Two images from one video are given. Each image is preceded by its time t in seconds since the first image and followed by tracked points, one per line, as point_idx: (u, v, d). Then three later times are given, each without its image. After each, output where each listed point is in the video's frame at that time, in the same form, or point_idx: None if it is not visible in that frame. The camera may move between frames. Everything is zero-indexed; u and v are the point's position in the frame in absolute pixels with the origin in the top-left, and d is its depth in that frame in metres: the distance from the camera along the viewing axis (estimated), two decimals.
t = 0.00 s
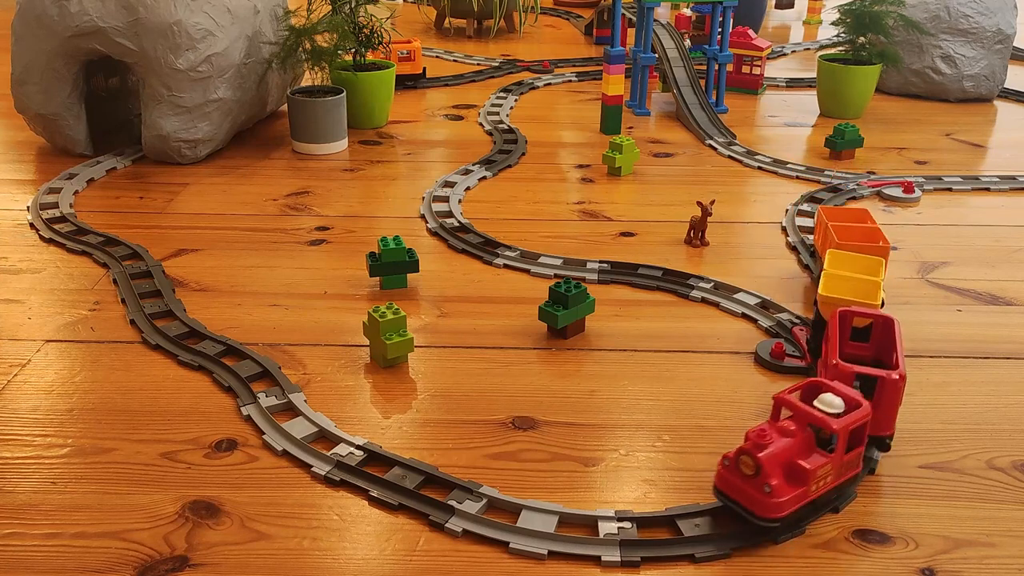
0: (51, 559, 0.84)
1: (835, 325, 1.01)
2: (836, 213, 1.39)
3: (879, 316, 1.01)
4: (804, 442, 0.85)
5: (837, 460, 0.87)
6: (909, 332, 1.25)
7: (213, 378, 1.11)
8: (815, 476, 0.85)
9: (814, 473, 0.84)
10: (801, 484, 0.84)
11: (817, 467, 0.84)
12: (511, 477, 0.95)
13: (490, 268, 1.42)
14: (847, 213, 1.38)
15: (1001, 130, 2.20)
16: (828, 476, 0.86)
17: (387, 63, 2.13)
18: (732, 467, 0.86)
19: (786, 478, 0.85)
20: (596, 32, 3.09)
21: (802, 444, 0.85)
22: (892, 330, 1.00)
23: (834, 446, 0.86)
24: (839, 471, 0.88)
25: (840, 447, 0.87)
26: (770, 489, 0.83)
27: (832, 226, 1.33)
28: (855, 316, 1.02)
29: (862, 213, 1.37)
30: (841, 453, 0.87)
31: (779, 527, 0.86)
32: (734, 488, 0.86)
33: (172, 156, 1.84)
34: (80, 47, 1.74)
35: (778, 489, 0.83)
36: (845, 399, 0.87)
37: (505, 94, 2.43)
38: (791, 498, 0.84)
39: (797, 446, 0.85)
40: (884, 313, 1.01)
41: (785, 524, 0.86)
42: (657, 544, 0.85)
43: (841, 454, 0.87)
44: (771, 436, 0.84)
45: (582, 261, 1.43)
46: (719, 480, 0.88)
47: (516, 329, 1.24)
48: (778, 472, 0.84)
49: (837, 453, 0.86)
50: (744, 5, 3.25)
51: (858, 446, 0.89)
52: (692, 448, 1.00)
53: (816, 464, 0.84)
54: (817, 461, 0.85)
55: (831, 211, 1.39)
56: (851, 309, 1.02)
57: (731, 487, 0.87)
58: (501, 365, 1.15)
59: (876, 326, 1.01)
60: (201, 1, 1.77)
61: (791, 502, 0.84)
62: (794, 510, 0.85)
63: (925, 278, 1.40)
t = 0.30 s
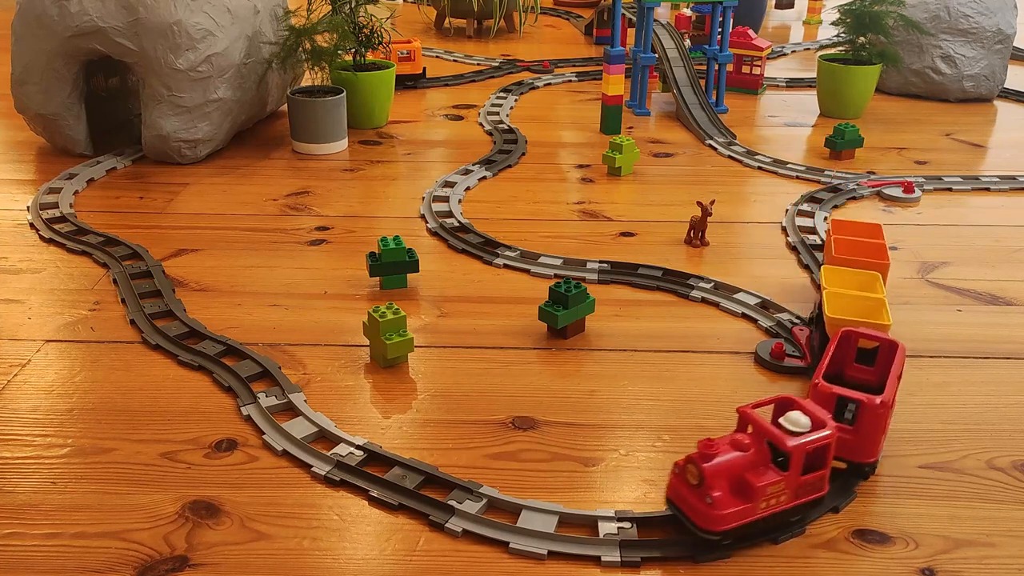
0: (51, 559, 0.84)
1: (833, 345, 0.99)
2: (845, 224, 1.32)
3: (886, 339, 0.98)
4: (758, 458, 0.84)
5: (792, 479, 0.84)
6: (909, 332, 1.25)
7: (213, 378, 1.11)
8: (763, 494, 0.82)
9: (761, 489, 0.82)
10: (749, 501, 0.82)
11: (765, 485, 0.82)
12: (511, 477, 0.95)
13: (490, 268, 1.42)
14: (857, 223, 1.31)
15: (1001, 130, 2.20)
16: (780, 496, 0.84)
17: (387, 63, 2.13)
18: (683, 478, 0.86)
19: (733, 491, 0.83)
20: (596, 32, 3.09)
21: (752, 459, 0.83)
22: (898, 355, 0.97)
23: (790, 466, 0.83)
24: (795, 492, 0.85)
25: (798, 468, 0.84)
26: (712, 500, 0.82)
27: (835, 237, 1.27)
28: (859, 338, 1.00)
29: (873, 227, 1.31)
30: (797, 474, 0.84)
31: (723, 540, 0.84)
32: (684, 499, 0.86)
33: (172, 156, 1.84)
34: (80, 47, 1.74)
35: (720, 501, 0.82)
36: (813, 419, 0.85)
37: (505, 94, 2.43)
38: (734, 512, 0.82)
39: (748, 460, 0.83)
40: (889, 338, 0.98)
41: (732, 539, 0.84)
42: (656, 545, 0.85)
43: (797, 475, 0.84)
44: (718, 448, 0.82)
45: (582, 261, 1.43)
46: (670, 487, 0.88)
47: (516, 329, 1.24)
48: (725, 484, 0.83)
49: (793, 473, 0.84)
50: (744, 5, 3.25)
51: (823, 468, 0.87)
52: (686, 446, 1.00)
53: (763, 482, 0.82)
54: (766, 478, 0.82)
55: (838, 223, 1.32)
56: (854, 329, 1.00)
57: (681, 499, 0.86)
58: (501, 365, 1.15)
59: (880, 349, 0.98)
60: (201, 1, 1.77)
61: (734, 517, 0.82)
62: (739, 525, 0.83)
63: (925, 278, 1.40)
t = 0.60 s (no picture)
0: (51, 559, 0.84)
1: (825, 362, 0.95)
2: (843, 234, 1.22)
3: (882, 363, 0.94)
4: (702, 468, 0.82)
5: (736, 494, 0.81)
6: (909, 332, 1.25)
7: (213, 378, 1.11)
8: (701, 505, 0.81)
9: (697, 500, 0.80)
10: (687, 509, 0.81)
11: (703, 495, 0.80)
12: (511, 478, 0.95)
13: (490, 268, 1.42)
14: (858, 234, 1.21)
15: (1001, 130, 2.20)
16: (722, 509, 0.82)
17: (387, 63, 2.13)
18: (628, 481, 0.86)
19: (673, 498, 0.82)
20: (596, 32, 3.09)
21: (696, 469, 0.81)
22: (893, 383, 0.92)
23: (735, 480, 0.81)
24: (740, 508, 0.82)
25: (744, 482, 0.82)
26: (645, 506, 0.81)
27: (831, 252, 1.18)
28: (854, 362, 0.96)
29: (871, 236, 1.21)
30: (741, 488, 0.81)
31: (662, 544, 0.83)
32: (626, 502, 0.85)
33: (171, 156, 1.84)
34: (80, 47, 1.74)
35: (654, 506, 0.81)
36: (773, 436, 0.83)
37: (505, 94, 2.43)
38: (667, 520, 0.81)
39: (689, 469, 0.82)
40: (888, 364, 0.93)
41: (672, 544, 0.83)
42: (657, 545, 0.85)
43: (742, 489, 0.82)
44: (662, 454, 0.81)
45: (582, 261, 1.43)
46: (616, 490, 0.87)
47: (516, 329, 1.24)
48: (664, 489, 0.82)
49: (737, 488, 0.81)
50: (744, 5, 3.25)
51: (777, 485, 0.83)
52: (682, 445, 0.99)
53: (701, 492, 0.80)
54: (706, 489, 0.80)
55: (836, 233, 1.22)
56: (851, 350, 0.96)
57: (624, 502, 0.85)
58: (501, 365, 1.15)
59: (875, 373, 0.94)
60: (201, 0, 1.77)
61: (669, 524, 0.81)
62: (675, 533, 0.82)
63: (925, 278, 1.40)
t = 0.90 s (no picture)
0: (51, 559, 0.84)
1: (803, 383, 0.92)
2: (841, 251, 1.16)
3: (863, 390, 0.89)
4: (634, 472, 0.82)
5: (664, 502, 0.81)
6: (909, 332, 1.25)
7: (213, 378, 1.11)
8: (626, 508, 0.81)
9: (620, 501, 0.81)
10: (613, 509, 0.81)
11: (627, 496, 0.80)
12: (511, 478, 0.95)
13: (490, 268, 1.42)
14: (859, 251, 1.14)
15: (1001, 130, 2.20)
16: (649, 515, 0.81)
17: (387, 63, 2.13)
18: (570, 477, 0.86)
19: (603, 497, 0.83)
20: (596, 32, 3.09)
21: (627, 472, 0.81)
22: (868, 411, 0.87)
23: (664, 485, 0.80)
24: (669, 517, 0.81)
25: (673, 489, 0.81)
26: (571, 501, 0.82)
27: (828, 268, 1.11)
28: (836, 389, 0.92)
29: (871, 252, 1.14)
30: (669, 497, 0.80)
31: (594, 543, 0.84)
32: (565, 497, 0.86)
33: (172, 156, 1.84)
34: (80, 47, 1.74)
35: (579, 503, 0.82)
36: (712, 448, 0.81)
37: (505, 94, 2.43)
38: (591, 519, 0.81)
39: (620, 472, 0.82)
40: (869, 391, 0.89)
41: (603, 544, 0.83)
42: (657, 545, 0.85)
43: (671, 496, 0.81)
44: (592, 453, 0.82)
45: (582, 261, 1.43)
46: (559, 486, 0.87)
47: (516, 329, 1.24)
48: (595, 488, 0.83)
49: (664, 495, 0.80)
50: (744, 5, 3.25)
51: (710, 497, 0.81)
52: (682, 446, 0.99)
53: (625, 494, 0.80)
54: (631, 492, 0.81)
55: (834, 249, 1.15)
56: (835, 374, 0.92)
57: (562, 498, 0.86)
58: (501, 365, 1.15)
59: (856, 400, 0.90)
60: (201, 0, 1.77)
61: (592, 522, 0.81)
62: (601, 533, 0.82)
63: (925, 278, 1.40)
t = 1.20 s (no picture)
0: (51, 559, 0.84)
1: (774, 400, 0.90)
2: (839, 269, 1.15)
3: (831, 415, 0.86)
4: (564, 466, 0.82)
5: (589, 500, 0.81)
6: (909, 332, 1.25)
7: (213, 378, 1.11)
8: (551, 500, 0.81)
9: (546, 493, 0.81)
10: (537, 499, 0.82)
11: (550, 488, 0.81)
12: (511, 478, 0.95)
13: (490, 268, 1.42)
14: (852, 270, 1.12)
15: (1001, 130, 2.20)
16: (573, 510, 0.82)
17: (387, 63, 2.13)
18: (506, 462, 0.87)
19: (531, 486, 0.83)
20: (596, 32, 3.09)
21: (557, 466, 0.81)
22: (827, 437, 0.84)
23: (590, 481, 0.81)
24: (593, 515, 0.82)
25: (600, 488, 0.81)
26: (499, 488, 0.83)
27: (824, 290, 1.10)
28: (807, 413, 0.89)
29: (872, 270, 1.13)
30: (594, 496, 0.81)
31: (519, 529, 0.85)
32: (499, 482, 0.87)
33: (172, 156, 1.84)
34: (80, 47, 1.74)
35: (506, 489, 0.82)
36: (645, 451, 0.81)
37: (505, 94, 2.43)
38: (515, 506, 0.82)
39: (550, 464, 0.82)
40: (836, 416, 0.86)
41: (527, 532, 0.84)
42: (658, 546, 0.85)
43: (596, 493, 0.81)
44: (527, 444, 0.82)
45: (582, 261, 1.43)
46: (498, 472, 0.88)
47: (516, 329, 1.24)
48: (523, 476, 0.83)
49: (590, 493, 0.81)
50: (744, 5, 3.25)
51: (635, 500, 0.81)
52: (682, 447, 0.99)
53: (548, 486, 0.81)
54: (558, 486, 0.81)
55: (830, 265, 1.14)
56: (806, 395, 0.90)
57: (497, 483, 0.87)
58: (501, 365, 1.15)
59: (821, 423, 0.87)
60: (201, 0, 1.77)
61: (515, 510, 0.82)
62: (524, 521, 0.83)
63: (925, 278, 1.40)
